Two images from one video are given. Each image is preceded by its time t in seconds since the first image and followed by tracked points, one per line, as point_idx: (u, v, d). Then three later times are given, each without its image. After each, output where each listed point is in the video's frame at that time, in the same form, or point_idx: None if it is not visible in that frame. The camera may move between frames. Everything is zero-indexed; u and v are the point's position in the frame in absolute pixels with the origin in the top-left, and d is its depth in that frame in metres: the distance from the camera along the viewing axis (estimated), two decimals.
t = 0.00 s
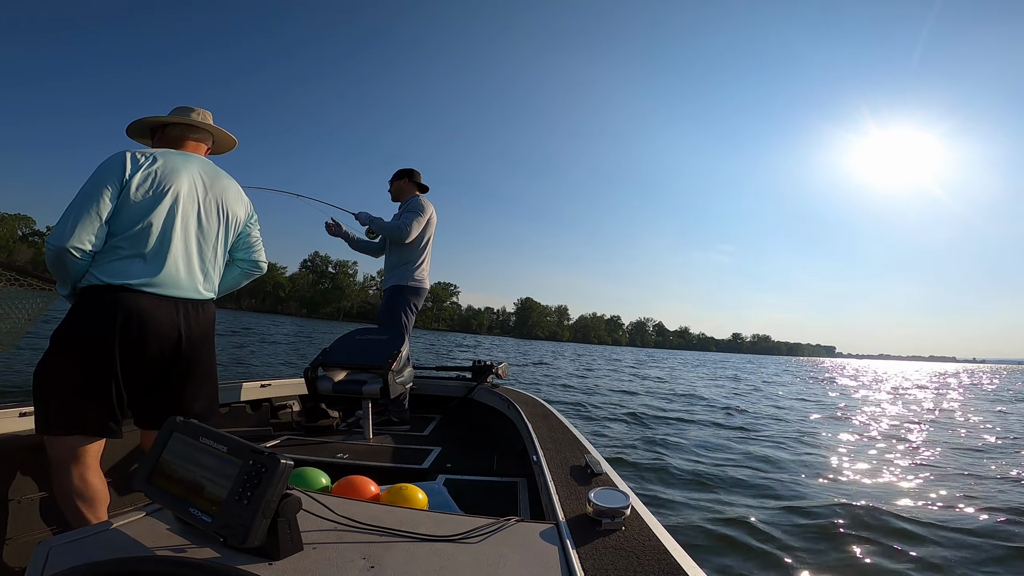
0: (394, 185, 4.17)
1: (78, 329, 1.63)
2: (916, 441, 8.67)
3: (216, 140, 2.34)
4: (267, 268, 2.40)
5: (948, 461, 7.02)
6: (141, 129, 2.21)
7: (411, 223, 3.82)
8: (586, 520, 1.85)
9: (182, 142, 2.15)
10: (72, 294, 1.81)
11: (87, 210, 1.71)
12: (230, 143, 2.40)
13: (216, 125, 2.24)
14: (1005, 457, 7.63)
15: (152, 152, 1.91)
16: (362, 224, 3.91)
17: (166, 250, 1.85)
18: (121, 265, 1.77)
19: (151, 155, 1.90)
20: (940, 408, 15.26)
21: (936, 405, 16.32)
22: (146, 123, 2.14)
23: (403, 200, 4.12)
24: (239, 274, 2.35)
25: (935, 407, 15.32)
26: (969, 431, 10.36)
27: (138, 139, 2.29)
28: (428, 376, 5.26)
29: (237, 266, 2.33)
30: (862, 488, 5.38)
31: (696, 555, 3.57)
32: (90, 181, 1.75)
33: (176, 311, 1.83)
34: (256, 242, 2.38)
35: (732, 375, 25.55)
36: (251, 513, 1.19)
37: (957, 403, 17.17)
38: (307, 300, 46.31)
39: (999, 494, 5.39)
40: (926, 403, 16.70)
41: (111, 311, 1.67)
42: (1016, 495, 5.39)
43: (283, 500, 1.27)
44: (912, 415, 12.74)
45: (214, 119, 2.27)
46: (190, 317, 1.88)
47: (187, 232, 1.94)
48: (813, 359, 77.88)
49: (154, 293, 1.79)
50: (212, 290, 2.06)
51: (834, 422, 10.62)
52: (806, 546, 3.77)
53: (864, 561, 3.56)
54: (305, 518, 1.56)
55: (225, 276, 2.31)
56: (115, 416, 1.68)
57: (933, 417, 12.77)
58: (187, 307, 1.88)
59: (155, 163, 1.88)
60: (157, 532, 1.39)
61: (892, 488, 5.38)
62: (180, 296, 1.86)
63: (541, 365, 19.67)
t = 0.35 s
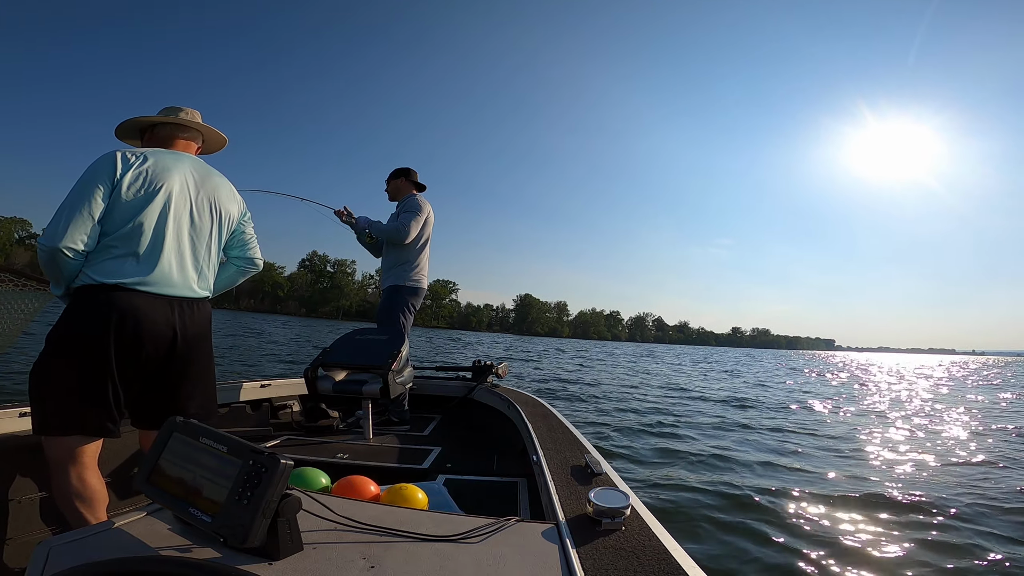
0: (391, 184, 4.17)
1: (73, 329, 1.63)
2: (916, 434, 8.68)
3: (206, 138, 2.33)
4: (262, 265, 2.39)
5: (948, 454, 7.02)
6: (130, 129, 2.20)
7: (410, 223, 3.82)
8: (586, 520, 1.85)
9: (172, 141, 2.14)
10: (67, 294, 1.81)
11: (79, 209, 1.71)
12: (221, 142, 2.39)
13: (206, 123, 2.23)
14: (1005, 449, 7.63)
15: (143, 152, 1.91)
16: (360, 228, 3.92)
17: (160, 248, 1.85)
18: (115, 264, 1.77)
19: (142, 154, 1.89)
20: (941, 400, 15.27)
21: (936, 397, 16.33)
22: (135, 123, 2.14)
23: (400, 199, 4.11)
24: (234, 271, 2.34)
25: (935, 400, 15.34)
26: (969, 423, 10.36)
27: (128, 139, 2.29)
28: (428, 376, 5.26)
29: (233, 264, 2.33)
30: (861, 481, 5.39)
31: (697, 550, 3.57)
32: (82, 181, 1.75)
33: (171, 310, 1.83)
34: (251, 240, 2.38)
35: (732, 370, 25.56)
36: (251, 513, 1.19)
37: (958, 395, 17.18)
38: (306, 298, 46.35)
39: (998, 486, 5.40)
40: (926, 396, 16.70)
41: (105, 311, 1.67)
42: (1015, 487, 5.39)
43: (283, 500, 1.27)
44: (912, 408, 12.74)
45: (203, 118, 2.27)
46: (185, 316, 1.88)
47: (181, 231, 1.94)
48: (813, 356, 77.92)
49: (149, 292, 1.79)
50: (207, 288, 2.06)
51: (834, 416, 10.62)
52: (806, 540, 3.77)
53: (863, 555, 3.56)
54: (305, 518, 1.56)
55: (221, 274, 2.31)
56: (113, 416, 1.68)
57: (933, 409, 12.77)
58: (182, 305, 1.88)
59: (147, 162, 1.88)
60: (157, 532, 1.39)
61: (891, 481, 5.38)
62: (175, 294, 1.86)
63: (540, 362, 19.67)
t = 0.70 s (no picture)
0: (392, 184, 4.17)
1: (75, 329, 1.63)
2: (916, 434, 8.68)
3: (208, 141, 2.33)
4: (266, 266, 2.40)
5: (948, 454, 7.02)
6: (133, 132, 2.20)
7: (418, 225, 3.84)
8: (586, 520, 1.85)
9: (175, 144, 2.14)
10: (70, 294, 1.81)
11: (83, 210, 1.71)
12: (224, 145, 2.39)
13: (209, 126, 2.24)
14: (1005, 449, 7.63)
15: (147, 153, 1.91)
16: (367, 234, 3.96)
17: (163, 248, 1.85)
18: (119, 264, 1.77)
19: (145, 155, 1.90)
20: (940, 400, 15.27)
21: (936, 397, 16.32)
22: (139, 126, 2.14)
23: (401, 199, 4.12)
24: (239, 271, 2.35)
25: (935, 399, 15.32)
26: (968, 422, 10.37)
27: (130, 142, 2.28)
28: (428, 376, 5.25)
29: (237, 264, 2.33)
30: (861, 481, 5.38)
31: (697, 549, 3.57)
32: (86, 182, 1.75)
33: (174, 310, 1.83)
34: (254, 240, 2.38)
35: (732, 370, 25.54)
36: (251, 513, 1.19)
37: (957, 395, 17.17)
38: (306, 298, 46.32)
39: (998, 485, 5.39)
40: (926, 396, 16.71)
41: (108, 311, 1.67)
42: (1015, 486, 5.39)
43: (283, 500, 1.27)
44: (911, 408, 12.73)
45: (207, 121, 2.27)
46: (187, 315, 1.88)
47: (184, 231, 1.94)
48: (813, 356, 77.90)
49: (152, 291, 1.78)
50: (210, 288, 2.06)
51: (833, 416, 10.63)
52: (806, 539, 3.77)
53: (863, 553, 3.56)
54: (305, 518, 1.56)
55: (224, 274, 2.31)
56: (115, 415, 1.67)
57: (933, 409, 12.77)
58: (185, 305, 1.88)
59: (150, 163, 1.88)
60: (158, 532, 1.39)
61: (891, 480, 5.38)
62: (178, 293, 1.86)
63: (540, 362, 19.65)
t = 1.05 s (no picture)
0: (396, 185, 4.17)
1: (84, 329, 1.63)
2: (915, 443, 8.67)
3: (219, 144, 2.34)
4: (274, 268, 2.40)
5: (948, 464, 7.01)
6: (146, 133, 2.20)
7: (426, 226, 3.86)
8: (586, 520, 1.85)
9: (188, 145, 2.14)
10: (80, 292, 1.81)
11: (94, 209, 1.71)
12: (234, 147, 2.40)
13: (221, 128, 2.24)
14: (1004, 459, 7.63)
15: (160, 154, 1.92)
16: (374, 227, 3.94)
17: (174, 249, 1.86)
18: (130, 265, 1.77)
19: (158, 156, 1.90)
20: (939, 410, 15.27)
21: (935, 406, 16.32)
22: (152, 126, 2.14)
23: (406, 200, 4.12)
24: (247, 273, 2.36)
25: (933, 409, 15.33)
26: (967, 433, 10.37)
27: (142, 142, 2.28)
28: (428, 376, 5.25)
29: (245, 266, 2.34)
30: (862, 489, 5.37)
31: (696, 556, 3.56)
32: (99, 181, 1.76)
33: (184, 311, 1.83)
34: (263, 242, 2.38)
35: (730, 375, 25.52)
36: (251, 513, 1.19)
37: (955, 405, 17.18)
38: (305, 300, 46.28)
39: (999, 496, 5.38)
40: (924, 405, 16.70)
41: (118, 311, 1.67)
42: (1015, 497, 5.38)
43: (283, 500, 1.27)
44: (910, 417, 12.73)
45: (219, 124, 2.27)
46: (196, 316, 1.88)
47: (194, 233, 1.94)
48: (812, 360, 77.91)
49: (162, 292, 1.79)
50: (218, 290, 2.06)
51: (832, 423, 10.60)
52: (805, 547, 3.76)
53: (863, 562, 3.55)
54: (305, 518, 1.56)
55: (233, 277, 2.32)
56: (122, 415, 1.67)
57: (932, 419, 12.76)
58: (194, 306, 1.88)
59: (163, 164, 1.89)
60: (157, 532, 1.39)
61: (892, 491, 5.37)
62: (187, 295, 1.86)
63: (538, 365, 19.64)
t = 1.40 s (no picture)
0: (396, 185, 4.17)
1: (85, 330, 1.63)
2: (915, 445, 8.67)
3: (221, 144, 2.34)
4: (275, 269, 2.40)
5: (947, 467, 7.01)
6: (147, 133, 2.21)
7: (425, 226, 3.86)
8: (586, 520, 1.85)
9: (189, 145, 2.15)
10: (81, 293, 1.81)
11: (96, 211, 1.71)
12: (236, 147, 2.40)
13: (222, 128, 2.25)
14: (1004, 462, 7.63)
15: (162, 155, 1.92)
16: (375, 225, 3.94)
17: (176, 250, 1.86)
18: (131, 266, 1.77)
19: (160, 157, 1.90)
20: (938, 413, 15.28)
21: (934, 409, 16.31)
22: (153, 126, 2.14)
23: (406, 200, 4.13)
24: (248, 274, 2.36)
25: (932, 412, 15.33)
26: (966, 436, 10.37)
27: (143, 142, 2.29)
28: (427, 376, 5.25)
29: (246, 267, 2.34)
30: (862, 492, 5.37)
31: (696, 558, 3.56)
32: (100, 183, 1.76)
33: (186, 312, 1.83)
34: (264, 243, 2.39)
35: (730, 377, 25.53)
36: (251, 513, 1.19)
37: (955, 408, 17.19)
38: (305, 302, 46.25)
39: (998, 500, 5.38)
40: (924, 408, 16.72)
41: (119, 312, 1.67)
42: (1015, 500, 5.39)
43: (284, 500, 1.27)
44: (910, 420, 12.73)
45: (221, 124, 2.28)
46: (198, 317, 1.88)
47: (196, 234, 1.94)
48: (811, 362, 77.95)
49: (164, 294, 1.79)
50: (220, 291, 2.06)
51: (832, 425, 10.61)
52: (805, 551, 3.76)
53: (862, 566, 3.55)
54: (305, 518, 1.56)
55: (234, 277, 2.32)
56: (124, 416, 1.67)
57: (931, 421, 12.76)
58: (196, 307, 1.88)
59: (165, 165, 1.88)
60: (157, 532, 1.39)
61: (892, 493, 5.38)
62: (189, 296, 1.86)
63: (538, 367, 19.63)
